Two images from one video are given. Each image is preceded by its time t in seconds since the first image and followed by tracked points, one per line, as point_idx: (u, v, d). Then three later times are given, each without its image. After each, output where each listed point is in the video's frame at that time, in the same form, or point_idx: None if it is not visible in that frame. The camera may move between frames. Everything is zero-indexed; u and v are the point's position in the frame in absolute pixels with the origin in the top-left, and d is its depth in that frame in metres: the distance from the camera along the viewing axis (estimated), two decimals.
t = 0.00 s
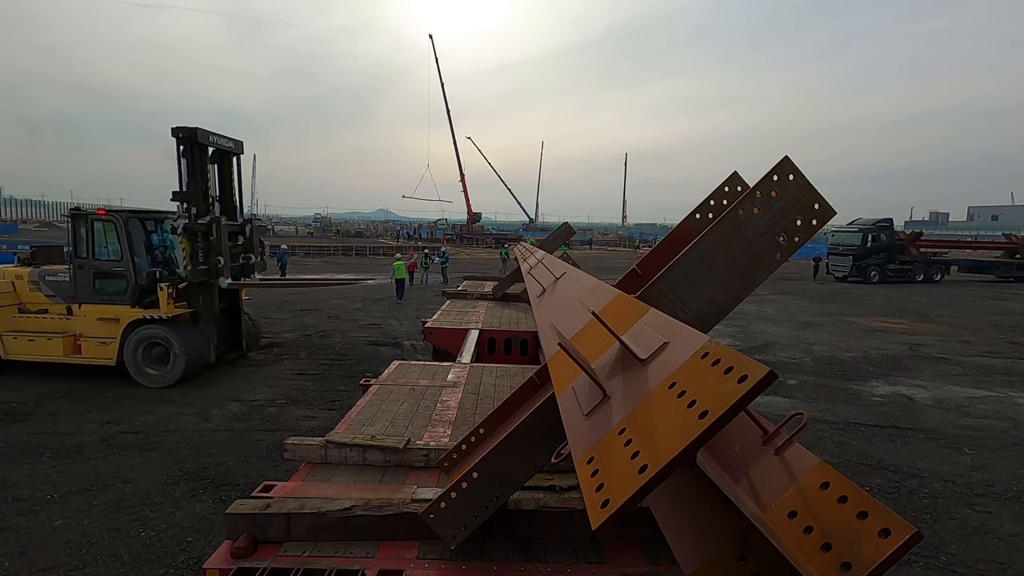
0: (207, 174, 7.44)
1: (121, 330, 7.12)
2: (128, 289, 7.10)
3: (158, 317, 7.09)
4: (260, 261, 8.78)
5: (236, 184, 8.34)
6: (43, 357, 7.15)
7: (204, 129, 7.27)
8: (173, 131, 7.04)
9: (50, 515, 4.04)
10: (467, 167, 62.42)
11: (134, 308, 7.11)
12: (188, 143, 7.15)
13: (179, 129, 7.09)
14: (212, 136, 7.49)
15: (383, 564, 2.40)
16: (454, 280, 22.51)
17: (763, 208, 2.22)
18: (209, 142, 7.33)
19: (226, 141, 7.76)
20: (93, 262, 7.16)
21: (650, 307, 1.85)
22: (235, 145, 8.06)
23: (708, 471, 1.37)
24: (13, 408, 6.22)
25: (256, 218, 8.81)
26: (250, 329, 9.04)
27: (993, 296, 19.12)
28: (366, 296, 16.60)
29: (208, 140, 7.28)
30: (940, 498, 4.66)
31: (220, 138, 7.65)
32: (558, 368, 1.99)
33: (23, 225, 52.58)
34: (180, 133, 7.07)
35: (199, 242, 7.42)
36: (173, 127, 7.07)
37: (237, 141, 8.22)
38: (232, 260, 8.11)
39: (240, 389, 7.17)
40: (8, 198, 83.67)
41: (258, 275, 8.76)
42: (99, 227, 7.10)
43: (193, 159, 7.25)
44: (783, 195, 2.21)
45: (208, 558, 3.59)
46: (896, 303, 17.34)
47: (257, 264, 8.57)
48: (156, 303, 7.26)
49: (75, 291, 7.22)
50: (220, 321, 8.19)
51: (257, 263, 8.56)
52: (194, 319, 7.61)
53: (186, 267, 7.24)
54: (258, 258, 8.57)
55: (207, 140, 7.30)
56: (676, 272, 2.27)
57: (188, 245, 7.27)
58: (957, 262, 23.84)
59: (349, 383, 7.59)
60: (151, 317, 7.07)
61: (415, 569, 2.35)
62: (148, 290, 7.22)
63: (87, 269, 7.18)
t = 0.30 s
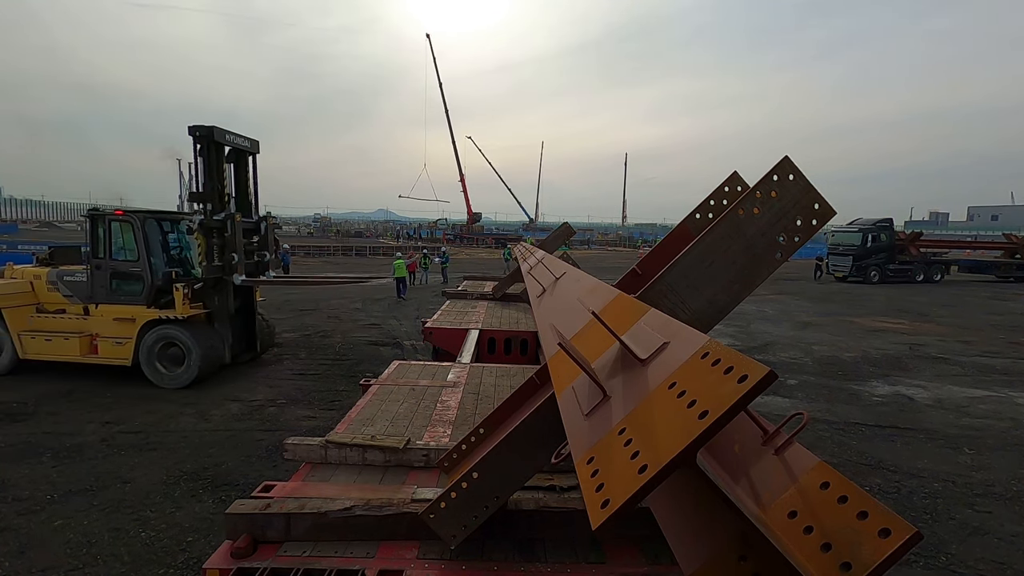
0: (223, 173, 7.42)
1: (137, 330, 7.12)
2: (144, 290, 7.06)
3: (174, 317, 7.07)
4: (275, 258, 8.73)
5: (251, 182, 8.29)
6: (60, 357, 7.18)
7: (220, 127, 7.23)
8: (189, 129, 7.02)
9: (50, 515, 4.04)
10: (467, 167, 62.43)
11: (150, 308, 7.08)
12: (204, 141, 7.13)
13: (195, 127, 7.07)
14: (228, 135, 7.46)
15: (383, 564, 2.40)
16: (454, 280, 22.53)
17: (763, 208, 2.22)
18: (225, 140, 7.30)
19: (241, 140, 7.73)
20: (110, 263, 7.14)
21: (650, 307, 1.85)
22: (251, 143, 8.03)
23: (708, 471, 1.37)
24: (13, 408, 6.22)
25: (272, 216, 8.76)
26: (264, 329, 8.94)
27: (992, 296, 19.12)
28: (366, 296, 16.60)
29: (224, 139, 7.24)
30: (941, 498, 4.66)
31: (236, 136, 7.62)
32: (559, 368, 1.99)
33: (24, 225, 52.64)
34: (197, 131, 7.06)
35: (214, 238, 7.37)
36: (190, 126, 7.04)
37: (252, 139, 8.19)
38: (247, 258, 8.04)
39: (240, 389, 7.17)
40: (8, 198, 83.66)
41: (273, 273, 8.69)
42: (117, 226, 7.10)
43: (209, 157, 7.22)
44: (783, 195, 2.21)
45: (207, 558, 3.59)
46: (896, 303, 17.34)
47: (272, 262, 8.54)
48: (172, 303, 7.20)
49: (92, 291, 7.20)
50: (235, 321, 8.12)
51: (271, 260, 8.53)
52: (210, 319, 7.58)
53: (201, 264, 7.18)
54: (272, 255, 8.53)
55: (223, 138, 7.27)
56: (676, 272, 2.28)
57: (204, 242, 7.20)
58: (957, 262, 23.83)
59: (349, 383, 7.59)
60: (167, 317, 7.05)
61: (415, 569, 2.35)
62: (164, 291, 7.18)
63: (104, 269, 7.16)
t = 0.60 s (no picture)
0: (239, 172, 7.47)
1: (155, 331, 7.10)
2: (161, 290, 7.08)
3: (191, 318, 7.05)
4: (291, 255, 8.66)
5: (266, 181, 8.31)
6: (78, 358, 7.17)
7: (236, 125, 7.29)
8: (207, 127, 7.09)
9: (50, 515, 4.04)
10: (466, 167, 62.40)
11: (167, 309, 7.09)
12: (221, 140, 7.19)
13: (212, 126, 7.12)
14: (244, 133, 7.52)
15: (383, 564, 2.40)
16: (454, 280, 22.53)
17: (763, 208, 2.22)
18: (241, 138, 7.34)
19: (257, 138, 7.77)
20: (128, 263, 7.13)
21: (650, 307, 1.85)
22: (266, 142, 8.05)
23: (708, 471, 1.37)
24: (13, 408, 6.22)
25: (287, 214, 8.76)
26: (279, 329, 8.95)
27: (992, 296, 19.12)
28: (366, 296, 16.60)
29: (241, 137, 7.30)
30: (941, 498, 4.66)
31: (253, 135, 7.67)
32: (559, 368, 2.00)
33: (24, 225, 52.62)
34: (214, 130, 7.12)
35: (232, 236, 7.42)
36: (207, 124, 7.11)
37: (267, 138, 8.23)
38: (263, 254, 8.02)
39: (239, 389, 7.17)
40: (8, 198, 83.62)
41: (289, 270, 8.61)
42: (135, 227, 7.08)
43: (226, 155, 7.27)
44: (783, 195, 2.21)
45: (207, 558, 3.59)
46: (896, 303, 17.33)
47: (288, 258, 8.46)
48: (189, 304, 7.22)
49: (110, 292, 7.18)
50: (251, 321, 8.12)
51: (287, 257, 8.42)
52: (227, 319, 7.60)
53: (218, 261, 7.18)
54: (288, 252, 8.41)
55: (240, 137, 7.33)
56: (676, 272, 2.28)
57: (221, 239, 7.21)
58: (957, 262, 23.81)
59: (348, 383, 7.59)
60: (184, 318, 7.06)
61: (416, 569, 2.35)
62: (181, 292, 7.19)
63: (121, 270, 7.14)
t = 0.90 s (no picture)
0: (254, 172, 7.47)
1: (171, 333, 7.12)
2: (178, 292, 7.11)
3: (208, 321, 7.09)
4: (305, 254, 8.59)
5: (281, 180, 8.27)
6: (95, 360, 7.17)
7: (250, 124, 7.25)
8: (221, 128, 7.06)
9: (50, 515, 4.04)
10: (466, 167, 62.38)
11: (183, 311, 7.10)
12: (235, 139, 7.16)
13: (226, 126, 7.09)
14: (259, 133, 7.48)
15: (383, 564, 2.40)
16: (454, 280, 22.53)
17: (763, 208, 2.22)
18: (256, 138, 7.30)
19: (272, 138, 7.72)
20: (144, 266, 7.14)
21: (650, 306, 1.85)
22: (280, 140, 7.98)
23: (708, 471, 1.36)
24: (13, 408, 6.22)
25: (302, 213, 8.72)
26: (295, 331, 8.91)
27: (992, 296, 19.12)
28: (366, 296, 16.61)
29: (255, 137, 7.26)
30: (941, 498, 4.66)
31: (267, 134, 7.62)
32: (559, 368, 1.99)
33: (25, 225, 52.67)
34: (228, 130, 7.08)
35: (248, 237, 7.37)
36: (221, 125, 7.08)
37: (282, 137, 8.19)
38: (277, 254, 7.99)
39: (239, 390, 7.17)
40: (8, 198, 83.57)
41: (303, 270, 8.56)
42: (150, 229, 7.08)
43: (240, 156, 7.25)
44: (782, 195, 2.21)
45: (207, 558, 3.59)
46: (896, 303, 17.33)
47: (303, 258, 8.41)
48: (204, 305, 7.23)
49: (126, 294, 7.20)
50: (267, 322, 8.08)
51: (302, 257, 8.34)
52: (243, 322, 7.55)
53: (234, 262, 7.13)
54: (303, 251, 8.33)
55: (255, 137, 7.29)
56: (676, 272, 2.28)
57: (237, 241, 7.18)
58: (957, 262, 23.80)
59: (349, 383, 7.59)
60: (201, 321, 7.07)
61: (415, 569, 2.35)
62: (197, 293, 7.22)
63: (137, 271, 7.15)
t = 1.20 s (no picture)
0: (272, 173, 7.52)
1: (189, 334, 7.10)
2: (195, 293, 7.05)
3: (225, 322, 7.06)
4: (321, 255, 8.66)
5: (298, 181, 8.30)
6: (113, 360, 7.18)
7: (269, 125, 7.29)
8: (241, 128, 7.10)
9: (50, 515, 4.04)
10: (466, 167, 62.38)
11: (200, 312, 7.06)
12: (255, 140, 7.19)
13: (246, 126, 7.13)
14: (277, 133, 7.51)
15: (383, 564, 2.40)
16: (454, 279, 22.55)
17: (763, 208, 2.22)
18: (275, 139, 7.34)
19: (290, 138, 7.74)
20: (161, 266, 7.11)
21: (650, 307, 1.85)
22: (298, 140, 8.00)
23: (708, 471, 1.36)
24: (13, 408, 6.22)
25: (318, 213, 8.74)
26: (310, 333, 8.91)
27: (992, 296, 19.13)
28: (366, 296, 16.61)
29: (274, 138, 7.30)
30: (942, 498, 4.65)
31: (285, 134, 7.65)
32: (559, 368, 1.99)
33: (25, 225, 52.63)
34: (248, 130, 7.12)
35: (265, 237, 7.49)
36: (241, 125, 7.12)
37: (299, 138, 8.22)
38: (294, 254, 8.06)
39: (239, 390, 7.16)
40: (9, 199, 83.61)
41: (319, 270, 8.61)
42: (167, 230, 7.05)
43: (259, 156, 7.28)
44: (783, 195, 2.21)
45: (207, 558, 3.59)
46: (896, 303, 17.33)
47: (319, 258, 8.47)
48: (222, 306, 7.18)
49: (143, 294, 7.17)
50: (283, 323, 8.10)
51: (318, 257, 8.40)
52: (260, 322, 7.57)
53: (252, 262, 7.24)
54: (319, 252, 8.40)
55: (273, 137, 7.33)
56: (676, 272, 2.28)
57: (255, 241, 7.32)
58: (957, 262, 23.80)
59: (349, 383, 7.59)
60: (219, 321, 7.04)
61: (415, 569, 2.35)
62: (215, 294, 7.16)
63: (154, 272, 7.12)
